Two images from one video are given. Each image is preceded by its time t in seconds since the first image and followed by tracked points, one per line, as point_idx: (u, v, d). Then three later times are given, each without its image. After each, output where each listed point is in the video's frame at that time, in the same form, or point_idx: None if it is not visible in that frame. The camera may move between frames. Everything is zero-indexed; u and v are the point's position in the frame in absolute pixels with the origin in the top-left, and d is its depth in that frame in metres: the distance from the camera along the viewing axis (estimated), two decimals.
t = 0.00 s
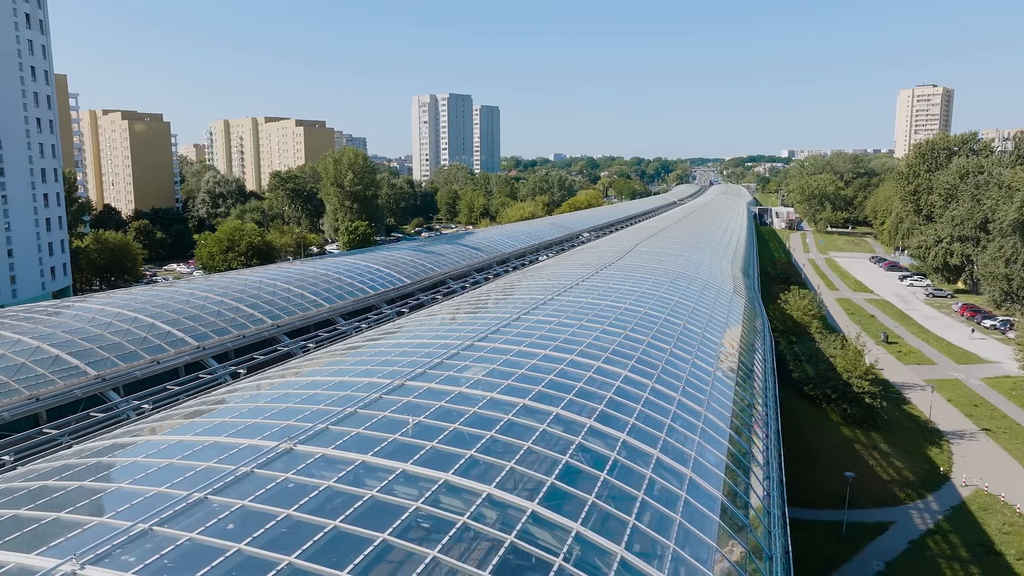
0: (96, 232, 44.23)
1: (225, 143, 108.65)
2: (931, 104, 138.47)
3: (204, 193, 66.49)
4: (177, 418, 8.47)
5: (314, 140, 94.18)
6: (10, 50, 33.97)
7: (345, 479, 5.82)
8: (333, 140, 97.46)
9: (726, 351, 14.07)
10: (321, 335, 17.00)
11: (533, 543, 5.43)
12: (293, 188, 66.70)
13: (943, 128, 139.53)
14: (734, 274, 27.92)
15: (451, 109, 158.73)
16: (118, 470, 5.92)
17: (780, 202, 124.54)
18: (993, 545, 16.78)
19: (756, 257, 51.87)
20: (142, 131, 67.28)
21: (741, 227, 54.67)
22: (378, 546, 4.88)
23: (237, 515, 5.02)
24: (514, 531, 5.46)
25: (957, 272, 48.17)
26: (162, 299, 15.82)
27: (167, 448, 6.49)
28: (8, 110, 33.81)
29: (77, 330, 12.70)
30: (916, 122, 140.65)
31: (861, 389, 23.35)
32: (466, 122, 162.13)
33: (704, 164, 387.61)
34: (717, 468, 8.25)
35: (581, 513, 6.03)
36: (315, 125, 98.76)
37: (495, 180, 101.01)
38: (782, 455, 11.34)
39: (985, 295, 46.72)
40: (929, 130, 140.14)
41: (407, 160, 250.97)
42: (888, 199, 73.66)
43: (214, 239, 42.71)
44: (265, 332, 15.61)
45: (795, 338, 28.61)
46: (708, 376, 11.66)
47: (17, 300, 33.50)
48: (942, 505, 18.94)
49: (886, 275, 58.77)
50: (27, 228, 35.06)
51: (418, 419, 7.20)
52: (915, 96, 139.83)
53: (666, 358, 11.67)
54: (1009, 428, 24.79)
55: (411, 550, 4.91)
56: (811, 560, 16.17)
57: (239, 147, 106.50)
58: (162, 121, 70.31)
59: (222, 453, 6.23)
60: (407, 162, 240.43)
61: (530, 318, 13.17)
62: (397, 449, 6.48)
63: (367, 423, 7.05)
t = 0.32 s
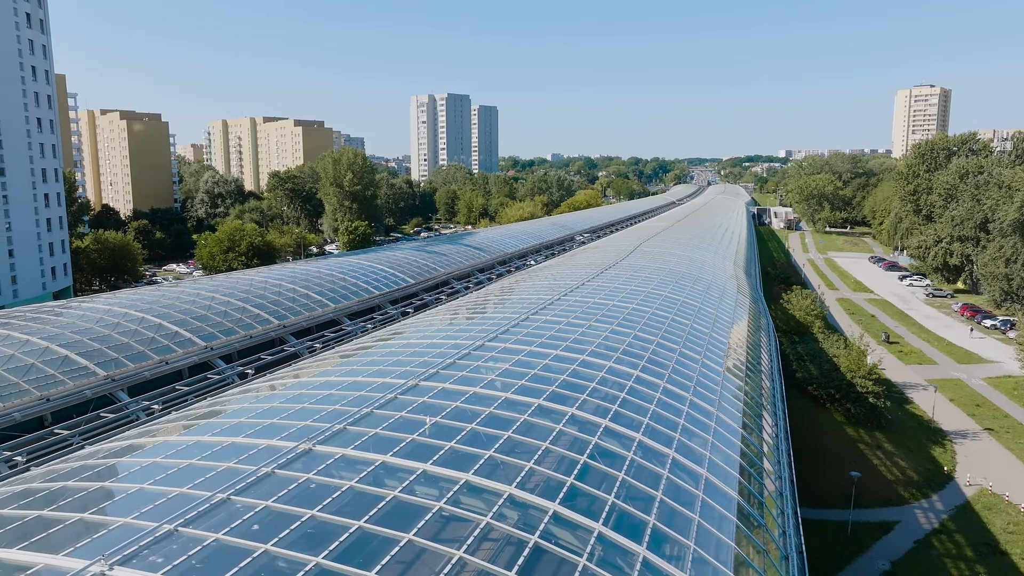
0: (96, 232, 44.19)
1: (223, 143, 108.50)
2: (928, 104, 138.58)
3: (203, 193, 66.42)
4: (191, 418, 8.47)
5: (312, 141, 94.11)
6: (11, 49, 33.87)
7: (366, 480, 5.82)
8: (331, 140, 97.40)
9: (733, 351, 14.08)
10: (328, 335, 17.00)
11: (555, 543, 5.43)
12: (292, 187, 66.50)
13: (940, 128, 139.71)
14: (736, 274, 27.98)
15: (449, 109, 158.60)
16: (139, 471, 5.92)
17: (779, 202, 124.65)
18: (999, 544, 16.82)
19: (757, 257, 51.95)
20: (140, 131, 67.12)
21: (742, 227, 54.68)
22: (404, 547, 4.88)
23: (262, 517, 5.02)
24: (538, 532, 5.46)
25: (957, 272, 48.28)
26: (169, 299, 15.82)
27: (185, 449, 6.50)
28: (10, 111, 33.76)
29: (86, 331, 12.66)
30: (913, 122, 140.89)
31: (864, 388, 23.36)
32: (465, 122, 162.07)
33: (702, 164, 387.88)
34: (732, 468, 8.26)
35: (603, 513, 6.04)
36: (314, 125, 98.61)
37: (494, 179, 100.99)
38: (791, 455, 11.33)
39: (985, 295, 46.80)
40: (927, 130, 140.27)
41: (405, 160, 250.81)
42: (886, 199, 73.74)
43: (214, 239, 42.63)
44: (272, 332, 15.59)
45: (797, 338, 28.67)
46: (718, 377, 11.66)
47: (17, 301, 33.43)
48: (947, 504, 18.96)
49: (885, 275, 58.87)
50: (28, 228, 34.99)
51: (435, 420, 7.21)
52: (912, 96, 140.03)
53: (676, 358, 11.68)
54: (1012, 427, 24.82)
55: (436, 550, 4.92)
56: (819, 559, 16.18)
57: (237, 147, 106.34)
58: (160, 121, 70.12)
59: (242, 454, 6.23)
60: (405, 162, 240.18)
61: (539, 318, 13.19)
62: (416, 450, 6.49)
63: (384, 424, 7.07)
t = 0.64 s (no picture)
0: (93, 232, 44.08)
1: (220, 143, 108.28)
2: (925, 104, 138.88)
3: (200, 193, 66.29)
4: (205, 419, 8.50)
5: (310, 141, 93.98)
6: (11, 49, 33.74)
7: (387, 480, 5.82)
8: (329, 140, 97.29)
9: (740, 350, 14.13)
10: (333, 336, 16.96)
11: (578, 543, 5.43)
12: (290, 188, 66.25)
13: (937, 128, 139.97)
14: (737, 273, 28.01)
15: (447, 109, 158.45)
16: (157, 473, 5.92)
17: (776, 203, 124.87)
18: (1003, 543, 16.86)
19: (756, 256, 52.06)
20: (137, 131, 66.88)
21: (741, 227, 54.77)
22: (431, 547, 4.90)
23: (287, 517, 5.02)
24: (560, 532, 5.47)
25: (955, 272, 48.43)
26: (174, 299, 15.79)
27: (204, 450, 6.52)
28: (9, 111, 33.65)
29: (93, 331, 12.64)
30: (910, 122, 141.29)
31: (867, 388, 23.39)
32: (462, 122, 162.01)
33: (698, 164, 388.56)
34: (744, 467, 8.29)
35: (624, 513, 6.06)
36: (311, 125, 98.42)
37: (492, 179, 100.92)
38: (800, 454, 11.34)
39: (984, 295, 46.94)
40: (923, 131, 140.61)
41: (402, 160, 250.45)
42: (884, 199, 73.94)
43: (214, 239, 42.56)
44: (277, 332, 15.55)
45: (799, 338, 28.75)
46: (727, 377, 11.69)
47: (17, 301, 33.30)
48: (950, 504, 19.01)
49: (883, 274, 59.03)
50: (27, 228, 34.90)
51: (452, 420, 7.23)
52: (908, 96, 140.39)
53: (684, 358, 11.73)
54: (1013, 427, 24.89)
55: (461, 549, 4.94)
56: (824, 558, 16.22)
57: (234, 147, 106.15)
58: (158, 121, 69.92)
59: (261, 455, 6.21)
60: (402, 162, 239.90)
61: (547, 318, 13.24)
62: (434, 450, 6.49)
63: (401, 424, 7.07)
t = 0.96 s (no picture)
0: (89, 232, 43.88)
1: (214, 143, 107.88)
2: (918, 105, 139.45)
3: (196, 193, 66.07)
4: (216, 420, 8.51)
5: (305, 141, 93.75)
6: (8, 48, 33.55)
7: (407, 481, 5.82)
8: (324, 140, 97.10)
9: (746, 350, 14.18)
10: (337, 336, 16.93)
11: (600, 543, 5.45)
12: (286, 188, 66.02)
13: (930, 128, 140.61)
14: (737, 273, 28.09)
15: (442, 109, 158.21)
16: (176, 475, 5.91)
17: (770, 203, 125.23)
18: (1004, 542, 16.96)
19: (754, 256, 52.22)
20: (132, 131, 66.56)
21: (738, 227, 54.90)
22: (456, 549, 4.91)
23: (310, 519, 5.02)
24: (583, 532, 5.48)
25: (950, 271, 48.69)
26: (178, 300, 15.76)
27: (221, 452, 6.52)
28: (5, 111, 33.44)
29: (99, 332, 12.57)
30: (903, 122, 141.94)
31: (867, 387, 23.49)
32: (458, 122, 161.90)
33: (692, 164, 389.53)
34: (757, 467, 8.31)
35: (643, 513, 6.08)
36: (307, 125, 98.22)
37: (488, 179, 100.87)
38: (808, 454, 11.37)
39: (979, 294, 47.22)
40: (916, 130, 141.33)
41: (397, 160, 250.12)
42: (879, 199, 74.25)
43: (211, 239, 42.43)
44: (282, 333, 15.51)
45: (799, 337, 28.85)
46: (734, 376, 11.71)
47: (14, 302, 33.15)
48: (952, 502, 19.10)
49: (879, 274, 59.32)
50: (24, 228, 34.72)
51: (468, 421, 7.24)
52: (902, 97, 141.07)
53: (693, 358, 11.76)
54: (1011, 425, 25.07)
55: (486, 551, 4.95)
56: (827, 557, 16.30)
57: (229, 147, 105.75)
58: (152, 121, 69.63)
59: (279, 456, 6.21)
60: (397, 162, 239.62)
61: (554, 318, 13.28)
62: (453, 451, 6.50)
63: (417, 425, 7.08)
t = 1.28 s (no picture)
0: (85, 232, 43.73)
1: (210, 143, 107.64)
2: (913, 105, 139.92)
3: (192, 193, 65.93)
4: (230, 420, 8.50)
5: (302, 141, 93.65)
6: (7, 49, 33.39)
7: (429, 482, 5.81)
8: (321, 140, 96.99)
9: (753, 349, 14.21)
10: (342, 337, 16.88)
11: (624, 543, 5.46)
12: (283, 188, 65.79)
13: (925, 129, 141.05)
14: (739, 273, 28.16)
15: (438, 109, 158.04)
16: (198, 476, 5.91)
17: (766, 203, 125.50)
18: (1007, 540, 17.02)
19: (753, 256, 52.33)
20: (128, 131, 66.35)
21: (736, 227, 55.03)
22: (484, 549, 4.93)
23: (336, 520, 5.02)
24: (607, 533, 5.49)
25: (948, 271, 48.89)
26: (183, 301, 15.70)
27: (241, 453, 6.51)
28: (3, 110, 33.27)
29: (107, 333, 12.55)
30: (898, 122, 142.34)
31: (869, 387, 23.58)
32: (454, 122, 161.79)
33: (688, 164, 390.24)
34: (771, 466, 8.30)
35: (664, 513, 6.10)
36: (303, 125, 98.06)
37: (485, 180, 100.90)
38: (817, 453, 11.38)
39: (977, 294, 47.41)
40: (912, 131, 141.82)
41: (393, 160, 249.86)
42: (876, 199, 74.51)
43: (210, 240, 42.36)
44: (288, 334, 15.47)
45: (800, 337, 28.91)
46: (743, 376, 11.74)
47: (13, 303, 33.00)
48: (954, 501, 19.19)
49: (877, 274, 59.58)
50: (23, 229, 34.58)
51: (485, 421, 7.25)
52: (897, 97, 141.56)
53: (702, 359, 11.79)
54: (1012, 425, 25.19)
55: (516, 552, 4.95)
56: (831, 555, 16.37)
57: (225, 147, 105.47)
58: (149, 121, 69.44)
59: (299, 457, 6.20)
60: (394, 162, 239.28)
61: (563, 318, 13.32)
62: (473, 452, 6.50)
63: (434, 425, 7.10)
